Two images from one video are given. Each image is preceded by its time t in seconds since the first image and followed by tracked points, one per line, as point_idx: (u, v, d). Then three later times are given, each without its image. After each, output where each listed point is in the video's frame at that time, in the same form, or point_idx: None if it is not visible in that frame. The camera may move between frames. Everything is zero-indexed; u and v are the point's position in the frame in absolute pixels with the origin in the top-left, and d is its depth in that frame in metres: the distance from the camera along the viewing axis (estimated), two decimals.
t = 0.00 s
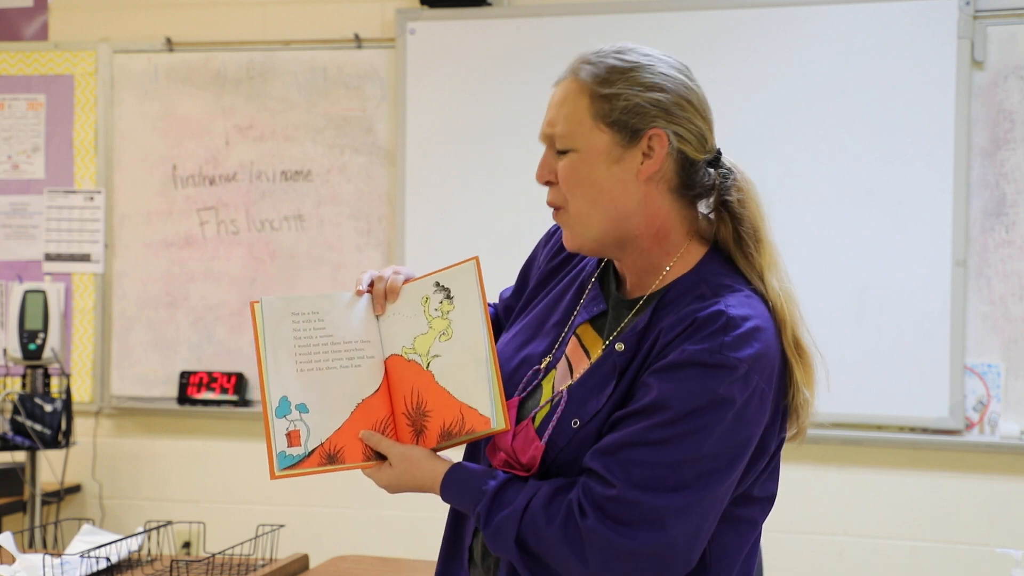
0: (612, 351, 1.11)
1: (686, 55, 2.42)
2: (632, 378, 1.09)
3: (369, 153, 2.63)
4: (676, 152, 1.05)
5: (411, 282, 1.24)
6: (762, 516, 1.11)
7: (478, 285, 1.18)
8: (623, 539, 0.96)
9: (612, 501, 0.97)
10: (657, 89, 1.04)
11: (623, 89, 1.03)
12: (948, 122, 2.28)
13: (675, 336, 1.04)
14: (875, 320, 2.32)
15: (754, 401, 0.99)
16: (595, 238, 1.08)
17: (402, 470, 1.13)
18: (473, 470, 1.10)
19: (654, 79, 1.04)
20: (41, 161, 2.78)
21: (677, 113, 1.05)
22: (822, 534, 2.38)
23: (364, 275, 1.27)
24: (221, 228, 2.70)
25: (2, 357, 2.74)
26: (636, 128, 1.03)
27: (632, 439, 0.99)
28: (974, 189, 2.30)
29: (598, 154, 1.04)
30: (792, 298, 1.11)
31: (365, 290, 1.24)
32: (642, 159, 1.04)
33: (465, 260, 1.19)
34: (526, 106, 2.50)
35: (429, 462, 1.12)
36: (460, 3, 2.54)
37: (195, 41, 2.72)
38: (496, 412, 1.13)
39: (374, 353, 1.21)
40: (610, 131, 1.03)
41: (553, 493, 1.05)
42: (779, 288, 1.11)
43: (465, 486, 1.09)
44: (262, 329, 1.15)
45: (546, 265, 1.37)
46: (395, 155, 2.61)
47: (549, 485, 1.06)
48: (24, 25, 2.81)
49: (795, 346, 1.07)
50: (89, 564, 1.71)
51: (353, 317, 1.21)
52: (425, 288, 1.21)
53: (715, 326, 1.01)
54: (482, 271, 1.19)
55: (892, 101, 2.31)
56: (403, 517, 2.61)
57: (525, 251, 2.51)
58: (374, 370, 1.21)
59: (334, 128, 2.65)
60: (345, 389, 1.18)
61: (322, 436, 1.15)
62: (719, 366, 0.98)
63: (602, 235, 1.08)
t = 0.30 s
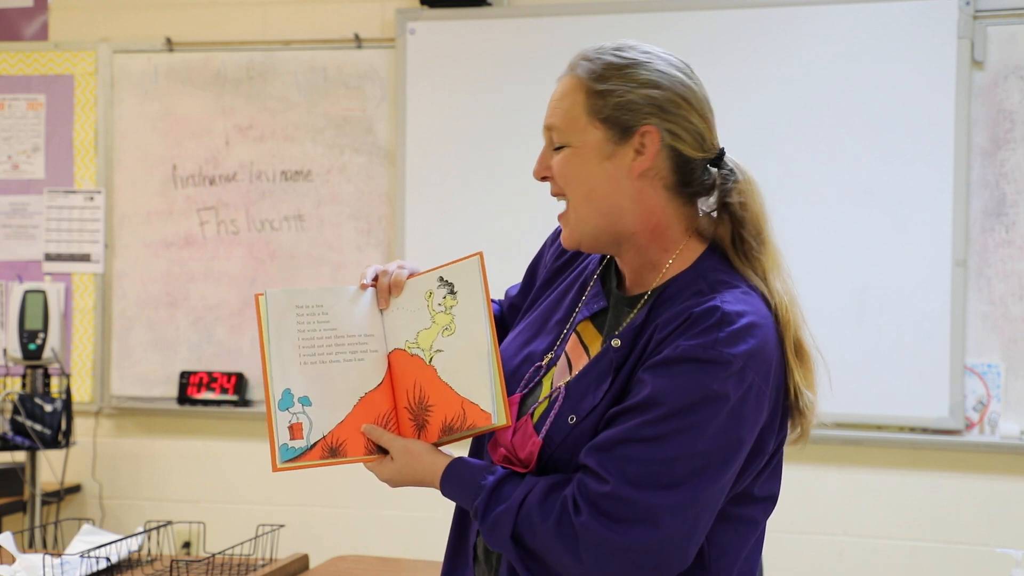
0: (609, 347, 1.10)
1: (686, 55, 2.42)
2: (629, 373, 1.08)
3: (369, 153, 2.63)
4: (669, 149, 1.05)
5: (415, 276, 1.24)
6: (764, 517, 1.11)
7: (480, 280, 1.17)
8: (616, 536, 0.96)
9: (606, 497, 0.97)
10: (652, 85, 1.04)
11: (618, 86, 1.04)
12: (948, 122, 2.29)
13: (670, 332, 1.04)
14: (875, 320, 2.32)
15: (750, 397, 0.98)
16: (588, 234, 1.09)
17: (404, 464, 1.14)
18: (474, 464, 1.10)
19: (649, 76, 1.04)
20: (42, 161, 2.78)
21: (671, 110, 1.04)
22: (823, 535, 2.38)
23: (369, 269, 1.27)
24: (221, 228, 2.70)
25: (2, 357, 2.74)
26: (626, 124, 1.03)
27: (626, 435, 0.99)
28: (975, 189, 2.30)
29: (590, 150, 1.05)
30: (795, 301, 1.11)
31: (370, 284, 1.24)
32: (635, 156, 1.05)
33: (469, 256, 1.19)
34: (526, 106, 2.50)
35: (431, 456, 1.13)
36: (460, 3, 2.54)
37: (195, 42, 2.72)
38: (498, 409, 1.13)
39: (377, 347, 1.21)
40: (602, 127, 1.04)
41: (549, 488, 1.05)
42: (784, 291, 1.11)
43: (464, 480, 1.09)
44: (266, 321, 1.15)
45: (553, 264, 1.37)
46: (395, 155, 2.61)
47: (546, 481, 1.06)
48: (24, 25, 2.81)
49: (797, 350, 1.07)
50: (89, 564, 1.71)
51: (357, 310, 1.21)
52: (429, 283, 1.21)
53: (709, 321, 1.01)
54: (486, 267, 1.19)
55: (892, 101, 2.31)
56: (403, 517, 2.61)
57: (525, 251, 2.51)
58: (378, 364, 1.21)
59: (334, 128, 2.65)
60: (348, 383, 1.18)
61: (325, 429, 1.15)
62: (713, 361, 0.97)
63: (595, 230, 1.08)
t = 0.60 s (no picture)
0: (606, 350, 1.11)
1: (686, 56, 2.42)
2: (625, 376, 1.08)
3: (369, 153, 2.63)
4: (668, 164, 1.05)
5: (424, 279, 1.23)
6: (766, 516, 1.10)
7: (488, 284, 1.17)
8: (614, 539, 0.96)
9: (603, 501, 0.97)
10: (646, 102, 1.03)
11: (612, 107, 1.03)
12: (949, 122, 2.29)
13: (665, 334, 1.04)
14: (875, 320, 2.33)
15: (746, 399, 0.98)
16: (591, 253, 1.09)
17: (408, 467, 1.13)
18: (476, 467, 1.10)
19: (641, 93, 1.03)
20: (42, 161, 2.78)
21: (666, 124, 1.04)
22: (823, 535, 2.38)
23: (379, 271, 1.26)
24: (221, 228, 2.70)
25: (2, 358, 2.74)
26: (624, 147, 1.03)
27: (622, 439, 0.99)
28: (975, 189, 2.30)
29: (590, 174, 1.05)
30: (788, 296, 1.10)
31: (379, 287, 1.24)
32: (634, 175, 1.05)
33: (476, 260, 1.19)
34: (526, 106, 2.50)
35: (434, 459, 1.12)
36: (460, 3, 2.54)
37: (195, 41, 2.72)
38: (501, 414, 1.13)
39: (385, 349, 1.21)
40: (600, 151, 1.04)
41: (548, 492, 1.05)
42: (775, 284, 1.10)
43: (466, 484, 1.09)
44: (274, 323, 1.16)
45: (556, 266, 1.37)
46: (395, 155, 2.61)
47: (545, 484, 1.06)
48: (23, 25, 2.81)
49: (790, 344, 1.05)
50: (89, 564, 1.71)
51: (365, 313, 1.21)
52: (437, 286, 1.21)
53: (704, 324, 1.01)
54: (492, 272, 1.19)
55: (892, 101, 2.31)
56: (403, 517, 2.61)
57: (525, 251, 2.51)
58: (385, 366, 1.20)
59: (334, 128, 2.65)
60: (355, 385, 1.18)
61: (331, 431, 1.15)
62: (707, 364, 0.97)
63: (598, 248, 1.09)
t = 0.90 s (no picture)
0: (601, 354, 1.11)
1: (686, 55, 2.42)
2: (622, 379, 1.08)
3: (369, 153, 2.63)
4: (656, 164, 1.04)
5: (423, 282, 1.23)
6: (764, 517, 1.11)
7: (485, 287, 1.17)
8: (611, 543, 0.96)
9: (600, 504, 0.97)
10: (631, 104, 1.03)
11: (596, 110, 1.03)
12: (948, 122, 2.28)
13: (662, 338, 1.04)
14: (875, 320, 2.32)
15: (743, 403, 0.98)
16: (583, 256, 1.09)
17: (407, 469, 1.14)
18: (474, 470, 1.10)
19: (626, 96, 1.03)
20: (42, 161, 2.78)
21: (652, 124, 1.03)
22: (823, 534, 2.38)
23: (379, 274, 1.26)
24: (221, 228, 2.70)
25: (2, 358, 2.74)
26: (609, 150, 1.03)
27: (618, 442, 0.99)
28: (975, 189, 2.30)
29: (577, 177, 1.05)
30: (783, 299, 1.10)
31: (378, 289, 1.24)
32: (622, 177, 1.05)
33: (473, 262, 1.18)
34: (525, 106, 2.50)
35: (432, 462, 1.12)
36: (460, 3, 2.54)
37: (195, 41, 2.72)
38: (498, 416, 1.13)
39: (385, 352, 1.21)
40: (586, 155, 1.04)
41: (545, 495, 1.05)
42: (769, 287, 1.10)
43: (465, 486, 1.09)
44: (274, 327, 1.16)
45: (552, 267, 1.37)
46: (395, 155, 2.61)
47: (542, 487, 1.06)
48: (24, 25, 2.81)
49: (787, 350, 1.05)
50: (89, 564, 1.71)
51: (365, 316, 1.21)
52: (435, 289, 1.20)
53: (700, 328, 1.01)
54: (490, 273, 1.18)
55: (893, 100, 2.31)
56: (403, 517, 2.61)
57: (525, 251, 2.51)
58: (385, 368, 1.21)
59: (334, 128, 2.65)
60: (355, 387, 1.18)
61: (331, 433, 1.16)
62: (703, 368, 0.97)
63: (590, 251, 1.09)
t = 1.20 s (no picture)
0: (596, 356, 1.11)
1: (686, 56, 2.42)
2: (617, 381, 1.08)
3: (369, 153, 2.63)
4: (653, 164, 1.05)
5: (423, 283, 1.22)
6: (760, 516, 1.11)
7: (484, 290, 1.17)
8: (606, 544, 0.96)
9: (595, 506, 0.97)
10: (629, 103, 1.03)
11: (595, 109, 1.03)
12: (948, 122, 2.29)
13: (656, 339, 1.04)
14: (875, 320, 2.33)
15: (736, 404, 0.98)
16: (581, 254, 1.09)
17: (406, 470, 1.14)
18: (471, 471, 1.10)
19: (623, 95, 1.03)
20: (42, 161, 2.78)
21: (649, 124, 1.04)
22: (823, 534, 2.38)
23: (378, 275, 1.26)
24: (220, 228, 2.70)
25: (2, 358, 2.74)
26: (608, 148, 1.03)
27: (612, 444, 0.98)
28: (975, 189, 2.30)
29: (576, 176, 1.05)
30: (777, 296, 1.09)
31: (378, 290, 1.23)
32: (621, 175, 1.05)
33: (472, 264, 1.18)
34: (526, 106, 2.50)
35: (430, 463, 1.13)
36: (460, 3, 2.54)
37: (195, 41, 2.72)
38: (495, 418, 1.14)
39: (384, 352, 1.21)
40: (585, 153, 1.04)
41: (540, 496, 1.04)
42: (764, 284, 1.10)
43: (462, 487, 1.10)
44: (274, 327, 1.16)
45: (550, 269, 1.38)
46: (395, 155, 2.61)
47: (536, 489, 1.05)
48: (23, 25, 2.81)
49: (782, 348, 1.05)
50: (89, 564, 1.71)
51: (365, 317, 1.21)
52: (434, 291, 1.20)
53: (694, 329, 1.01)
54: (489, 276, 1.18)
55: (893, 101, 2.31)
56: (403, 517, 2.61)
57: (525, 251, 2.51)
58: (384, 369, 1.21)
59: (333, 128, 2.65)
60: (355, 388, 1.18)
61: (330, 434, 1.16)
62: (697, 369, 0.97)
63: (588, 250, 1.09)
